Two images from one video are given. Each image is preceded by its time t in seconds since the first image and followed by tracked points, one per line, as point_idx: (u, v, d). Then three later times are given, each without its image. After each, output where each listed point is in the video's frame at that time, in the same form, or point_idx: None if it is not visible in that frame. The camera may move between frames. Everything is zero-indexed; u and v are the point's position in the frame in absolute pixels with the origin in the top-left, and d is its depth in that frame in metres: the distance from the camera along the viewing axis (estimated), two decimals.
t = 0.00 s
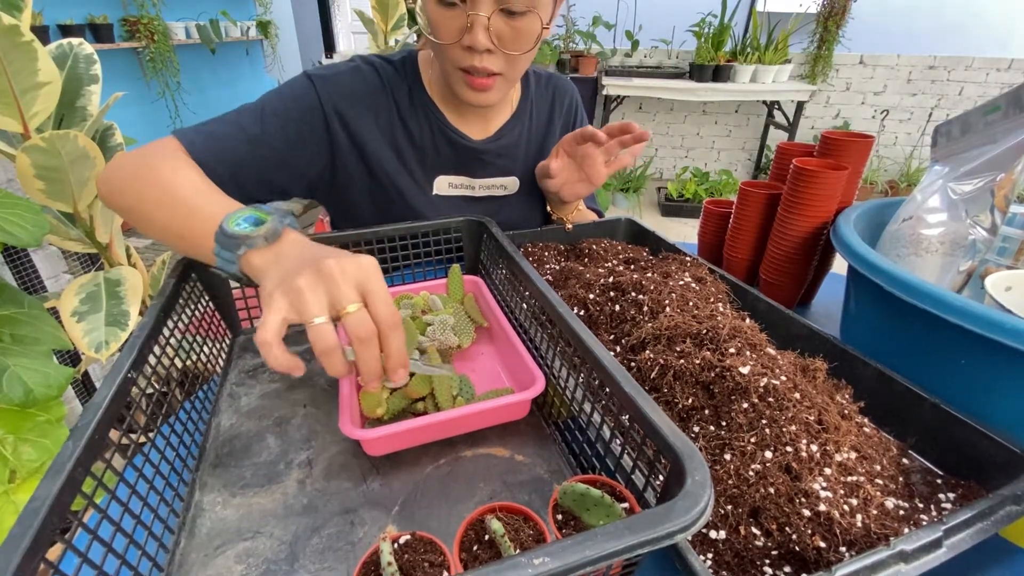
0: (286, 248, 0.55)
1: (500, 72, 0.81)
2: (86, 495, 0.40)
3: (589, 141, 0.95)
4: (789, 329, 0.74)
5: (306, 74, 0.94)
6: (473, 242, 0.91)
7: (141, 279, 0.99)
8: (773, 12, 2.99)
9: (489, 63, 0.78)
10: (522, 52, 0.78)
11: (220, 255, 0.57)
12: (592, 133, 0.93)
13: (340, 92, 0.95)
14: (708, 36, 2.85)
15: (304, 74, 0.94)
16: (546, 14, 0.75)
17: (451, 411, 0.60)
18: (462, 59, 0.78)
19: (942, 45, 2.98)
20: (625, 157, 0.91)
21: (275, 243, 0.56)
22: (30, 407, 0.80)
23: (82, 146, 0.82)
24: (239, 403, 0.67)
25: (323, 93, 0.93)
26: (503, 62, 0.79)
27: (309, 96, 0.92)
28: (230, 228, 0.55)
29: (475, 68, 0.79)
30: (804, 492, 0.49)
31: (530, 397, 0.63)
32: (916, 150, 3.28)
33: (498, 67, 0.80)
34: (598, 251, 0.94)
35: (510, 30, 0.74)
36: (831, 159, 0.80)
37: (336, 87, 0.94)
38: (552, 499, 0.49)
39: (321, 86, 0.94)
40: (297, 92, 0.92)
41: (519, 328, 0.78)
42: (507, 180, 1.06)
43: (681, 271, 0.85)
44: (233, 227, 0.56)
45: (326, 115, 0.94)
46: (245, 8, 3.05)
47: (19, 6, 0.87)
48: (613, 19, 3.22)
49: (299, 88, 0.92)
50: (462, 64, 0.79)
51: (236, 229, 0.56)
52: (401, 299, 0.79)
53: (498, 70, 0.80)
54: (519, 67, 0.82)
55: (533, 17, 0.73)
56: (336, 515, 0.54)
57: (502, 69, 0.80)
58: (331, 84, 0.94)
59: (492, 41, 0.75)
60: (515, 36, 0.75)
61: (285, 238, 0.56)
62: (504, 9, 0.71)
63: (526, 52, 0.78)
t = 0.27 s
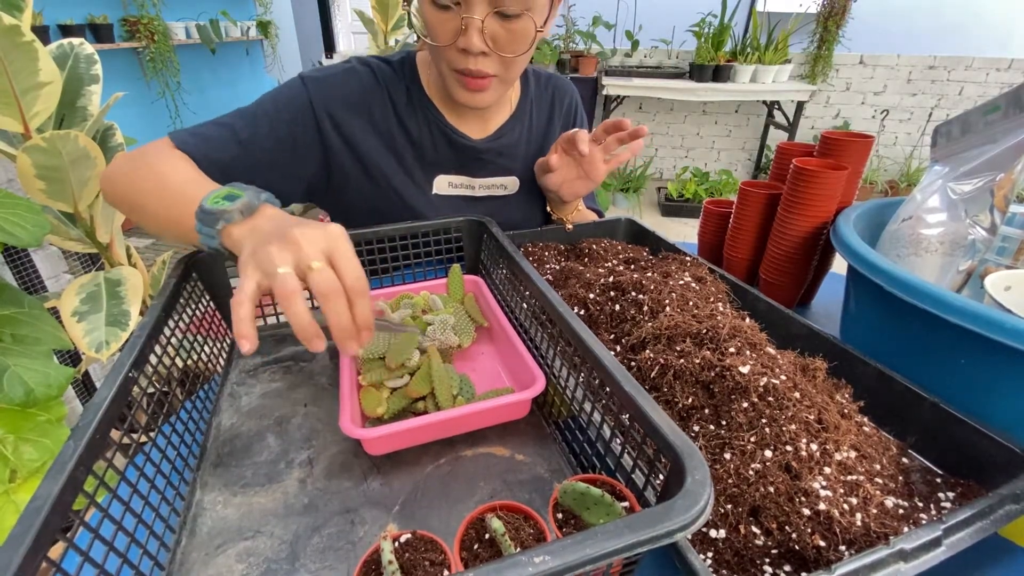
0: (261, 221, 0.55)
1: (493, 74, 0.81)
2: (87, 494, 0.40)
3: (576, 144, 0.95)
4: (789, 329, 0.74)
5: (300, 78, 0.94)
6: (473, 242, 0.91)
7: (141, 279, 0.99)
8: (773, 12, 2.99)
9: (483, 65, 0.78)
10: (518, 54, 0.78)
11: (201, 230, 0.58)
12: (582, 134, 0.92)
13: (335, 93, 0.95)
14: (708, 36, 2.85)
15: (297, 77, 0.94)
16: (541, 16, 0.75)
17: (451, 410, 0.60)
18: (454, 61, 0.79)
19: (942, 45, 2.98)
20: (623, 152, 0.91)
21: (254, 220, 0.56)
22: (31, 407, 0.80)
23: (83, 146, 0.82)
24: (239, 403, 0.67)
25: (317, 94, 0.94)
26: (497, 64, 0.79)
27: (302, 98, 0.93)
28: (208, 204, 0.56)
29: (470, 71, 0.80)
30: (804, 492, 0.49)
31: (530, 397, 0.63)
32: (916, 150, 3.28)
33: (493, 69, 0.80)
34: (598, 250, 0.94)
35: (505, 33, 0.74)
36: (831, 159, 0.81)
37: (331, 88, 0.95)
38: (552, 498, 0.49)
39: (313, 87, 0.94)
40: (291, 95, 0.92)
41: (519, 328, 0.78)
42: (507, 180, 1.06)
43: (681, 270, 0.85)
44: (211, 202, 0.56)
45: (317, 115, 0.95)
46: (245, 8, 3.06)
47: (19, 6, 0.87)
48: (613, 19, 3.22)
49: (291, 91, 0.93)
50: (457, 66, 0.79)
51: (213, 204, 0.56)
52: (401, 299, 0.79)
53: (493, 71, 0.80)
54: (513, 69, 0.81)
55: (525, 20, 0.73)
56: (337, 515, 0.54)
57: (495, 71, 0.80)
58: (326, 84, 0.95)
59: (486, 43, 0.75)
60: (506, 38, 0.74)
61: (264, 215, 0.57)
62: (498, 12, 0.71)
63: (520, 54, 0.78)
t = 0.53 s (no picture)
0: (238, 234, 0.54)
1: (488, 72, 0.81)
2: (87, 494, 0.40)
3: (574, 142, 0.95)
4: (789, 329, 0.74)
5: (300, 74, 0.95)
6: (473, 243, 0.91)
7: (141, 279, 0.99)
8: (773, 12, 2.99)
9: (479, 62, 0.78)
10: (514, 52, 0.77)
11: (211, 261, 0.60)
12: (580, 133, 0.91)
13: (334, 92, 0.95)
14: (708, 36, 2.85)
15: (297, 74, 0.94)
16: (538, 15, 0.75)
17: (450, 410, 0.60)
18: (450, 58, 0.79)
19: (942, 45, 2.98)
20: (620, 152, 0.92)
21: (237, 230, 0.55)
22: (31, 407, 0.80)
23: (83, 146, 0.82)
24: (239, 403, 0.67)
25: (316, 91, 0.94)
26: (492, 61, 0.79)
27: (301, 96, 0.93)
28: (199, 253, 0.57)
29: (466, 67, 0.80)
30: (804, 492, 0.49)
31: (530, 397, 0.63)
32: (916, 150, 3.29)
33: (489, 67, 0.80)
34: (598, 250, 0.94)
35: (501, 30, 0.74)
36: (831, 159, 0.81)
37: (330, 86, 0.95)
38: (552, 498, 0.49)
39: (314, 84, 0.94)
40: (289, 93, 0.92)
41: (519, 328, 0.78)
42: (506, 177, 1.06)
43: (681, 270, 0.85)
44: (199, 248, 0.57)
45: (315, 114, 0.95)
46: (245, 8, 3.06)
47: (19, 6, 0.87)
48: (613, 19, 3.22)
49: (289, 89, 0.93)
50: (454, 62, 0.79)
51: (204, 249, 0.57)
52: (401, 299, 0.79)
53: (490, 68, 0.80)
54: (509, 68, 0.81)
55: (520, 19, 0.73)
56: (337, 515, 0.54)
57: (490, 69, 0.80)
58: (326, 82, 0.95)
59: (482, 40, 0.75)
60: (500, 36, 0.74)
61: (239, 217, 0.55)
62: (494, 9, 0.71)
63: (516, 52, 0.78)
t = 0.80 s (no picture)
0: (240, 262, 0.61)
1: (492, 65, 0.81)
2: (87, 494, 0.40)
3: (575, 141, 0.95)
4: (789, 329, 0.74)
5: (304, 71, 0.95)
6: (473, 243, 0.91)
7: (141, 279, 0.99)
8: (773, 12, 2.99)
9: (483, 54, 0.78)
10: (518, 44, 0.78)
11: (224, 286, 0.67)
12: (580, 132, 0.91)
13: (336, 90, 0.95)
14: (708, 36, 2.85)
15: (302, 70, 0.94)
16: (542, 7, 0.75)
17: (450, 410, 0.60)
18: (453, 49, 0.79)
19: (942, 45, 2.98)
20: (621, 151, 0.92)
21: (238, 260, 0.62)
22: (31, 407, 0.80)
23: (83, 146, 0.82)
24: (239, 403, 0.67)
25: (321, 89, 0.94)
26: (496, 53, 0.79)
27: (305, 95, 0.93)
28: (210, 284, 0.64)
29: (470, 60, 0.80)
30: (804, 492, 0.49)
31: (530, 397, 0.63)
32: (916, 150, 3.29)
33: (493, 59, 0.80)
34: (598, 250, 0.94)
35: (505, 22, 0.74)
36: (831, 159, 0.81)
37: (333, 84, 0.95)
38: (552, 498, 0.49)
39: (318, 81, 0.94)
40: (291, 91, 0.92)
41: (519, 328, 0.78)
42: (508, 176, 1.06)
43: (681, 270, 0.85)
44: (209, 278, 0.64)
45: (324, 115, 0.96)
46: (245, 8, 3.06)
47: (19, 6, 0.87)
48: (613, 19, 3.23)
49: (292, 86, 0.93)
50: (458, 55, 0.79)
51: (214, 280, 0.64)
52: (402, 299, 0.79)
53: (494, 61, 0.80)
54: (513, 61, 0.81)
55: (524, 10, 0.73)
56: (337, 515, 0.54)
57: (494, 62, 0.80)
58: (330, 79, 0.95)
59: (487, 31, 0.75)
60: (504, 28, 0.75)
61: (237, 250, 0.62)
62: None
63: (520, 44, 0.78)
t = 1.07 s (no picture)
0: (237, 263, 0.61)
1: (497, 61, 0.80)
2: (88, 494, 0.41)
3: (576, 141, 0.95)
4: (789, 329, 0.74)
5: (304, 71, 0.95)
6: (473, 242, 0.91)
7: (141, 279, 0.99)
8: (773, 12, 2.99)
9: (488, 51, 0.78)
10: (523, 41, 0.78)
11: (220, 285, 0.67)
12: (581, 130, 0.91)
13: (336, 90, 0.95)
14: (708, 36, 2.85)
15: (302, 71, 0.95)
16: (547, 3, 0.75)
17: (450, 410, 0.60)
18: (459, 46, 0.79)
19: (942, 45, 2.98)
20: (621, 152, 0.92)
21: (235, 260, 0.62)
22: (31, 406, 0.80)
23: (83, 146, 0.82)
24: (239, 403, 0.67)
25: (321, 90, 0.94)
26: (501, 50, 0.79)
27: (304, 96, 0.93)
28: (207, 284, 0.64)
29: (475, 57, 0.79)
30: (804, 491, 0.49)
31: (530, 397, 0.63)
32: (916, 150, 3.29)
33: (498, 56, 0.80)
34: (598, 250, 0.94)
35: (510, 18, 0.74)
36: (831, 159, 0.81)
37: (333, 84, 0.95)
38: (552, 498, 0.49)
39: (317, 82, 0.94)
40: (291, 91, 0.92)
41: (519, 328, 0.78)
42: (509, 176, 1.06)
43: (681, 270, 0.85)
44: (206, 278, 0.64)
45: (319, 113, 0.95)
46: (245, 8, 3.06)
47: (19, 6, 0.87)
48: (613, 19, 3.23)
49: (292, 87, 0.93)
50: (462, 52, 0.79)
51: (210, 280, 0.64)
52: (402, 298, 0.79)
53: (498, 58, 0.80)
54: (517, 58, 0.81)
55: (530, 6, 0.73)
56: (337, 515, 0.54)
57: (498, 59, 0.80)
58: (330, 79, 0.95)
59: (492, 28, 0.75)
60: (510, 24, 0.74)
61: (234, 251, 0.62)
62: None
63: (525, 41, 0.78)
